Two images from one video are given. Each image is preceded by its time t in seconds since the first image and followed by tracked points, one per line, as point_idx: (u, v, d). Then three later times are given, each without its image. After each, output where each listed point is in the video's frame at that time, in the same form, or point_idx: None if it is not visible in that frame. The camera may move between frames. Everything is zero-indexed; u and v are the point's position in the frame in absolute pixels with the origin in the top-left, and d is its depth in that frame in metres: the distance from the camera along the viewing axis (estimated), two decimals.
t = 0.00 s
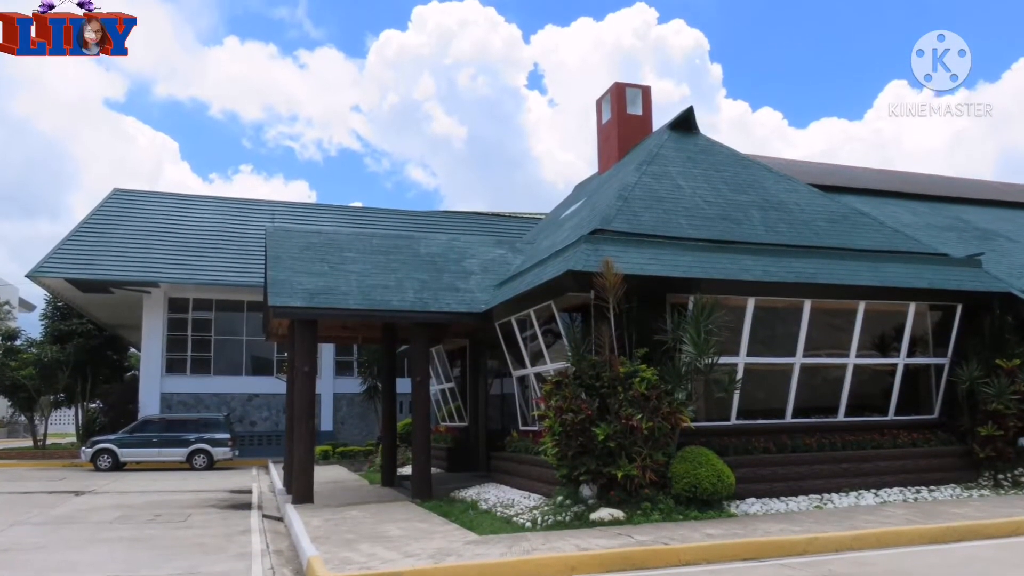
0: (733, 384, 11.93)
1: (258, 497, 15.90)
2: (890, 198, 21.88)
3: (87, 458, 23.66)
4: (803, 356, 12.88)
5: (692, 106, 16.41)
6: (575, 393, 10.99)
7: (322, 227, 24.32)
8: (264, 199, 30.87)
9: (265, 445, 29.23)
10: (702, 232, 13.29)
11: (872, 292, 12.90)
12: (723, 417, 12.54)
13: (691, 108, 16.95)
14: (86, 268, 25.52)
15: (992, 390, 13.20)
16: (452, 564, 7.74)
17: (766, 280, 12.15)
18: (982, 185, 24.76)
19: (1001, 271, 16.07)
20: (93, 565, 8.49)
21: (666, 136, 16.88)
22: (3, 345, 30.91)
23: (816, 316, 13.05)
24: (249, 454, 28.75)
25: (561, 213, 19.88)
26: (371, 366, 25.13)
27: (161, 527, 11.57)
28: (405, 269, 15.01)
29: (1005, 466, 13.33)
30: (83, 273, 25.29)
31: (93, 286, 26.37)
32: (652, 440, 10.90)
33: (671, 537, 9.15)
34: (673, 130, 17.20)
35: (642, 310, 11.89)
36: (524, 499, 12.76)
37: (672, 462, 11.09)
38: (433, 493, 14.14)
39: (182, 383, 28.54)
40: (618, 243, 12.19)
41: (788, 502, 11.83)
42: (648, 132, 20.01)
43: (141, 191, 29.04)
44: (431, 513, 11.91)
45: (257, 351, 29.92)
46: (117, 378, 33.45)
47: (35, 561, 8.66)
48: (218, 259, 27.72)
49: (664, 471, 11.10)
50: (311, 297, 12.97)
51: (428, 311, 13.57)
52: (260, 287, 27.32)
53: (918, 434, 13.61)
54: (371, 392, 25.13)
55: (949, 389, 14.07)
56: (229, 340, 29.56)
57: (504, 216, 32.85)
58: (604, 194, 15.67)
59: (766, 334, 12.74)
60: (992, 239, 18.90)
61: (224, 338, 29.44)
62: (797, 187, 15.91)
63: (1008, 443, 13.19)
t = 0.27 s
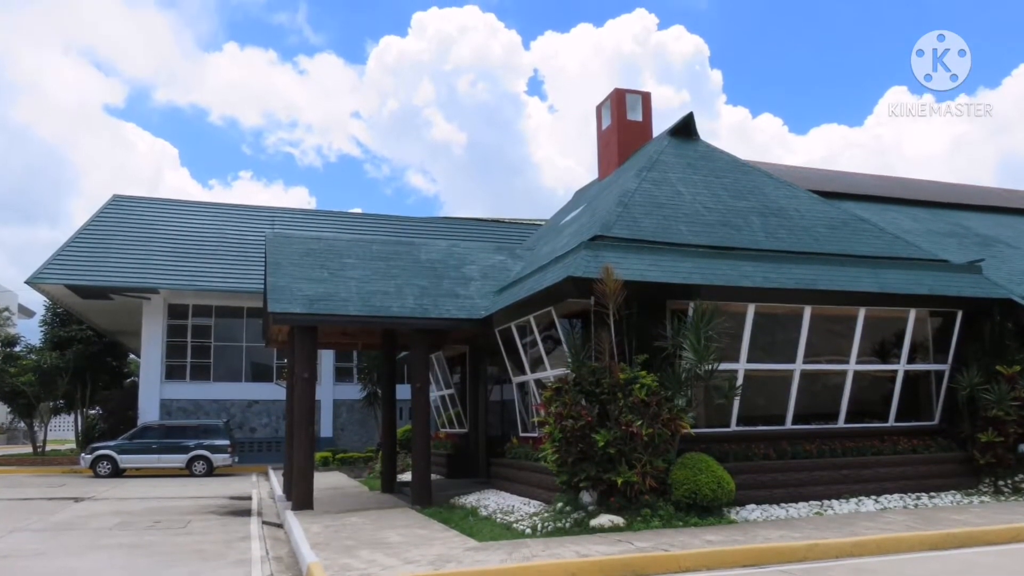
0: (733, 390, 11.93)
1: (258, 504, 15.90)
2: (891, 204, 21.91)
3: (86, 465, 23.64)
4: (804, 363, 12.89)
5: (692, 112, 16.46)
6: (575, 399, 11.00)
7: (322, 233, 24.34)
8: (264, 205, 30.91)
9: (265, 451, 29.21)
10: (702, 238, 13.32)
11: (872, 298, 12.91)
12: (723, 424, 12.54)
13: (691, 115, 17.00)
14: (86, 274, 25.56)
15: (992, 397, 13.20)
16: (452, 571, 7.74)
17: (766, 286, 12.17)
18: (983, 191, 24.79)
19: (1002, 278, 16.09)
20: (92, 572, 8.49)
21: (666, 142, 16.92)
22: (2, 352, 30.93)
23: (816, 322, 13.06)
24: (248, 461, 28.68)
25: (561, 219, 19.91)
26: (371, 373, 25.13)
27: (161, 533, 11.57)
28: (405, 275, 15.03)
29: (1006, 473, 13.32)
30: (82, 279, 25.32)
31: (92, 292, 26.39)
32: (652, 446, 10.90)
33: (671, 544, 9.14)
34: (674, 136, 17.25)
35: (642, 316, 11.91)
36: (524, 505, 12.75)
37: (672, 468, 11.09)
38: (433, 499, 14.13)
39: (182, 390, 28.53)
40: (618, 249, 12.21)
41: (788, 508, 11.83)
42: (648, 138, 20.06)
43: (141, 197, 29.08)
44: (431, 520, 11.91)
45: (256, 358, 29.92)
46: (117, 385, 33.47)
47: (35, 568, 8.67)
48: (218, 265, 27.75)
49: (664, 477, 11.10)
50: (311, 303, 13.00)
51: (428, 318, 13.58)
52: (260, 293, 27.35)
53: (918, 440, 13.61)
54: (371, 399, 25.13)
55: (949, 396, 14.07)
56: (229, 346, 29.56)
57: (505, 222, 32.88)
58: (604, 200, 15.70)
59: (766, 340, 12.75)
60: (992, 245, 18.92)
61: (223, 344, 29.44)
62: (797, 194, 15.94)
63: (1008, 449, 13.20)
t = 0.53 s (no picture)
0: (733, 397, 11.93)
1: (257, 510, 15.88)
2: (891, 210, 21.94)
3: (86, 471, 23.63)
4: (804, 369, 12.89)
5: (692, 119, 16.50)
6: (575, 406, 11.01)
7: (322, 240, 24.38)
8: (264, 211, 30.95)
9: (264, 458, 29.19)
10: (702, 244, 13.34)
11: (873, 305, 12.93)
12: (723, 430, 12.54)
13: (692, 121, 17.04)
14: (85, 280, 25.58)
15: (992, 403, 13.21)
16: None
17: (766, 293, 12.18)
18: (983, 198, 24.83)
19: (1003, 284, 16.11)
20: None
21: (666, 148, 16.96)
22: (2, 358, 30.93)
23: (816, 329, 13.07)
24: (248, 468, 28.75)
25: (561, 225, 19.94)
26: (371, 379, 25.13)
27: (160, 540, 11.56)
28: (404, 281, 15.06)
29: (1006, 479, 13.32)
30: (82, 286, 25.34)
31: (92, 298, 26.41)
32: (652, 452, 10.90)
33: (671, 550, 9.14)
34: (674, 142, 17.29)
35: (642, 322, 11.92)
36: (524, 512, 12.75)
37: (672, 475, 11.08)
38: (433, 506, 14.12)
39: (181, 396, 28.53)
40: (617, 255, 12.23)
41: (788, 515, 11.82)
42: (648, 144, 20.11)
43: (141, 203, 29.12)
44: (431, 526, 11.90)
45: (256, 364, 29.91)
46: (116, 391, 33.47)
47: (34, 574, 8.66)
48: (218, 271, 27.78)
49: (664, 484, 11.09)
50: (311, 309, 13.02)
51: (428, 324, 13.60)
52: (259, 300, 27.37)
53: (919, 447, 13.61)
54: (371, 405, 25.13)
55: (949, 402, 14.07)
56: (228, 353, 29.56)
57: (506, 228, 32.91)
58: (604, 206, 15.73)
59: (767, 347, 12.75)
60: (993, 251, 18.94)
61: (223, 350, 29.44)
62: (798, 200, 15.97)
63: (1009, 455, 13.19)
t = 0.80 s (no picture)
0: (733, 403, 11.94)
1: (257, 517, 15.87)
2: (891, 217, 21.97)
3: (86, 478, 23.61)
4: (803, 376, 12.89)
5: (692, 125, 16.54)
6: (575, 412, 11.01)
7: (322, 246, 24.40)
8: (264, 218, 30.98)
9: (264, 464, 29.16)
10: (702, 250, 13.37)
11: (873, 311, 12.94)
12: (723, 437, 12.54)
13: (692, 127, 17.07)
14: (85, 287, 25.61)
15: (993, 410, 13.21)
16: None
17: (766, 299, 12.20)
18: (983, 204, 24.85)
19: (1004, 290, 16.12)
20: None
21: (666, 154, 17.00)
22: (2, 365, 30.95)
23: (816, 335, 13.08)
24: (247, 474, 28.72)
25: (561, 231, 19.96)
26: (371, 386, 25.13)
27: (159, 547, 11.56)
28: (404, 287, 15.08)
29: (1007, 485, 13.31)
30: (81, 292, 25.37)
31: (92, 305, 26.43)
32: (652, 459, 10.90)
33: (671, 557, 9.13)
34: (674, 148, 17.32)
35: (642, 329, 11.93)
36: (524, 518, 12.74)
37: (672, 481, 11.08)
38: (433, 512, 14.11)
39: (181, 403, 28.51)
40: (617, 261, 12.25)
41: (788, 521, 11.81)
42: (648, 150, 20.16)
43: (140, 210, 29.15)
44: (431, 533, 11.90)
45: (256, 370, 29.90)
46: (116, 398, 33.48)
47: None
48: (217, 278, 27.79)
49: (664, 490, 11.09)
50: (311, 316, 13.03)
51: (427, 330, 13.61)
52: (259, 306, 27.38)
53: (919, 453, 13.61)
54: (370, 412, 25.12)
55: (950, 409, 14.07)
56: (227, 359, 29.55)
57: (506, 235, 32.94)
58: (604, 212, 15.76)
59: (767, 353, 12.76)
60: (993, 257, 18.95)
61: (223, 357, 29.44)
62: (798, 206, 16.00)
63: (1009, 462, 13.19)
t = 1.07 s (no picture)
0: (733, 409, 11.95)
1: (257, 523, 15.86)
2: (892, 223, 22.00)
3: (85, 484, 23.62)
4: (803, 382, 12.90)
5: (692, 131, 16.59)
6: (574, 419, 11.02)
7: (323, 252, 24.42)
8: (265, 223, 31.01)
9: (264, 470, 29.13)
10: (702, 256, 13.39)
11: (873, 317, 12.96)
12: (723, 443, 12.54)
13: (691, 133, 17.12)
14: (84, 293, 25.63)
15: (993, 416, 13.21)
16: None
17: (766, 306, 12.22)
18: (983, 211, 24.90)
19: (1004, 297, 16.13)
20: None
21: (666, 160, 17.03)
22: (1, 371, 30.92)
23: (816, 342, 13.09)
24: (247, 480, 28.70)
25: (561, 237, 19.98)
26: (371, 392, 25.13)
27: (159, 553, 11.55)
28: (404, 294, 15.10)
29: (1007, 492, 13.30)
30: (80, 298, 25.39)
31: (91, 311, 26.45)
32: (652, 465, 10.89)
33: (671, 563, 9.13)
34: (674, 154, 17.35)
35: (642, 335, 11.94)
36: (524, 525, 12.73)
37: (672, 487, 11.07)
38: (433, 519, 14.10)
39: (181, 409, 28.51)
40: (617, 267, 12.27)
41: (789, 528, 11.81)
42: (648, 156, 20.20)
43: (140, 216, 29.18)
44: (431, 539, 11.89)
45: (255, 377, 29.90)
46: (115, 404, 33.45)
47: None
48: (217, 284, 27.82)
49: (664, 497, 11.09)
50: (310, 322, 13.05)
51: (427, 336, 13.62)
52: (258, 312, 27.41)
53: (919, 459, 13.60)
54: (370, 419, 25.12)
55: (950, 415, 14.07)
56: (227, 365, 29.55)
57: (507, 241, 32.98)
58: (604, 218, 15.79)
59: (767, 359, 12.77)
60: (994, 264, 18.97)
61: (223, 363, 29.44)
62: (798, 212, 16.03)
63: (1009, 468, 13.18)
